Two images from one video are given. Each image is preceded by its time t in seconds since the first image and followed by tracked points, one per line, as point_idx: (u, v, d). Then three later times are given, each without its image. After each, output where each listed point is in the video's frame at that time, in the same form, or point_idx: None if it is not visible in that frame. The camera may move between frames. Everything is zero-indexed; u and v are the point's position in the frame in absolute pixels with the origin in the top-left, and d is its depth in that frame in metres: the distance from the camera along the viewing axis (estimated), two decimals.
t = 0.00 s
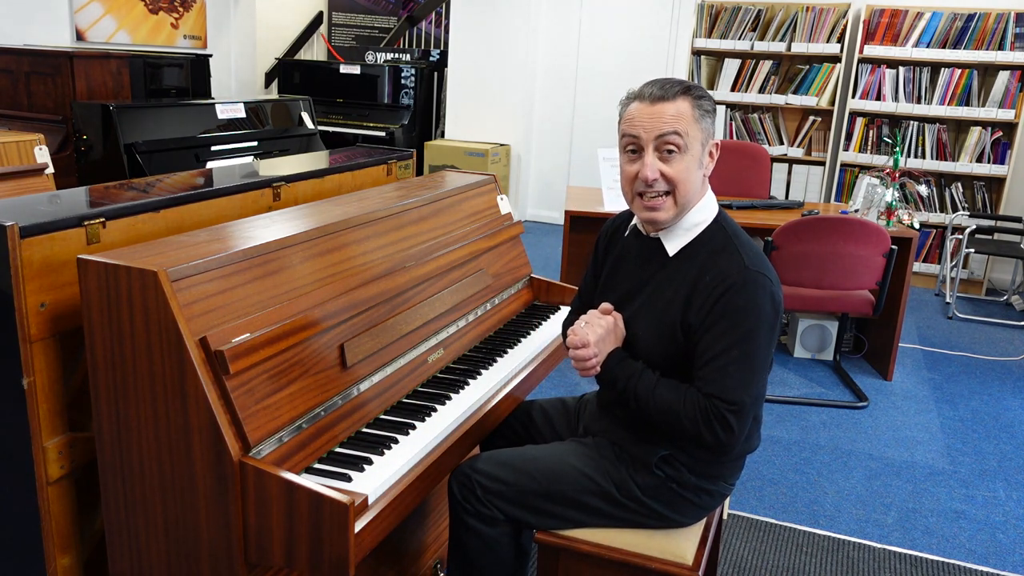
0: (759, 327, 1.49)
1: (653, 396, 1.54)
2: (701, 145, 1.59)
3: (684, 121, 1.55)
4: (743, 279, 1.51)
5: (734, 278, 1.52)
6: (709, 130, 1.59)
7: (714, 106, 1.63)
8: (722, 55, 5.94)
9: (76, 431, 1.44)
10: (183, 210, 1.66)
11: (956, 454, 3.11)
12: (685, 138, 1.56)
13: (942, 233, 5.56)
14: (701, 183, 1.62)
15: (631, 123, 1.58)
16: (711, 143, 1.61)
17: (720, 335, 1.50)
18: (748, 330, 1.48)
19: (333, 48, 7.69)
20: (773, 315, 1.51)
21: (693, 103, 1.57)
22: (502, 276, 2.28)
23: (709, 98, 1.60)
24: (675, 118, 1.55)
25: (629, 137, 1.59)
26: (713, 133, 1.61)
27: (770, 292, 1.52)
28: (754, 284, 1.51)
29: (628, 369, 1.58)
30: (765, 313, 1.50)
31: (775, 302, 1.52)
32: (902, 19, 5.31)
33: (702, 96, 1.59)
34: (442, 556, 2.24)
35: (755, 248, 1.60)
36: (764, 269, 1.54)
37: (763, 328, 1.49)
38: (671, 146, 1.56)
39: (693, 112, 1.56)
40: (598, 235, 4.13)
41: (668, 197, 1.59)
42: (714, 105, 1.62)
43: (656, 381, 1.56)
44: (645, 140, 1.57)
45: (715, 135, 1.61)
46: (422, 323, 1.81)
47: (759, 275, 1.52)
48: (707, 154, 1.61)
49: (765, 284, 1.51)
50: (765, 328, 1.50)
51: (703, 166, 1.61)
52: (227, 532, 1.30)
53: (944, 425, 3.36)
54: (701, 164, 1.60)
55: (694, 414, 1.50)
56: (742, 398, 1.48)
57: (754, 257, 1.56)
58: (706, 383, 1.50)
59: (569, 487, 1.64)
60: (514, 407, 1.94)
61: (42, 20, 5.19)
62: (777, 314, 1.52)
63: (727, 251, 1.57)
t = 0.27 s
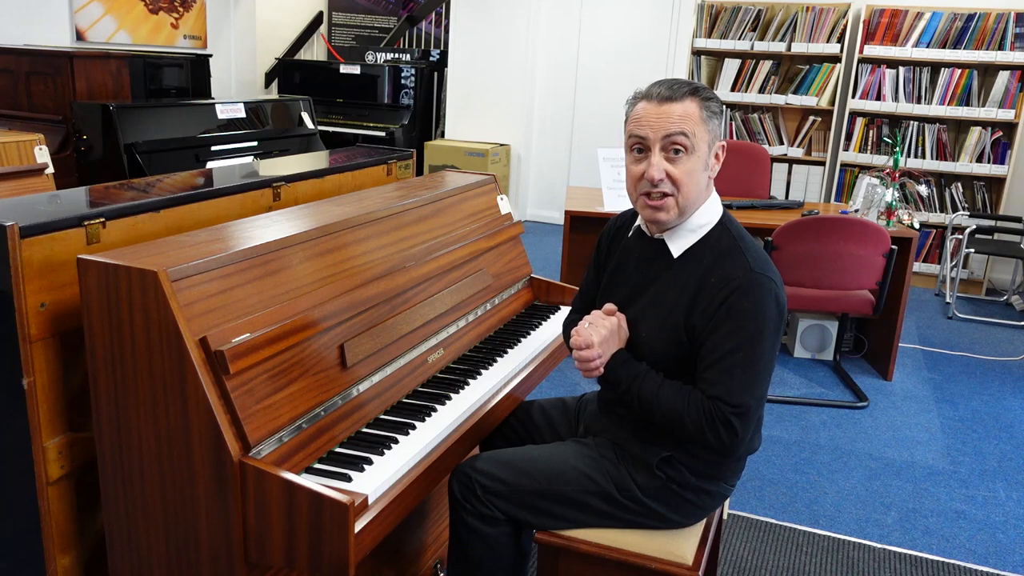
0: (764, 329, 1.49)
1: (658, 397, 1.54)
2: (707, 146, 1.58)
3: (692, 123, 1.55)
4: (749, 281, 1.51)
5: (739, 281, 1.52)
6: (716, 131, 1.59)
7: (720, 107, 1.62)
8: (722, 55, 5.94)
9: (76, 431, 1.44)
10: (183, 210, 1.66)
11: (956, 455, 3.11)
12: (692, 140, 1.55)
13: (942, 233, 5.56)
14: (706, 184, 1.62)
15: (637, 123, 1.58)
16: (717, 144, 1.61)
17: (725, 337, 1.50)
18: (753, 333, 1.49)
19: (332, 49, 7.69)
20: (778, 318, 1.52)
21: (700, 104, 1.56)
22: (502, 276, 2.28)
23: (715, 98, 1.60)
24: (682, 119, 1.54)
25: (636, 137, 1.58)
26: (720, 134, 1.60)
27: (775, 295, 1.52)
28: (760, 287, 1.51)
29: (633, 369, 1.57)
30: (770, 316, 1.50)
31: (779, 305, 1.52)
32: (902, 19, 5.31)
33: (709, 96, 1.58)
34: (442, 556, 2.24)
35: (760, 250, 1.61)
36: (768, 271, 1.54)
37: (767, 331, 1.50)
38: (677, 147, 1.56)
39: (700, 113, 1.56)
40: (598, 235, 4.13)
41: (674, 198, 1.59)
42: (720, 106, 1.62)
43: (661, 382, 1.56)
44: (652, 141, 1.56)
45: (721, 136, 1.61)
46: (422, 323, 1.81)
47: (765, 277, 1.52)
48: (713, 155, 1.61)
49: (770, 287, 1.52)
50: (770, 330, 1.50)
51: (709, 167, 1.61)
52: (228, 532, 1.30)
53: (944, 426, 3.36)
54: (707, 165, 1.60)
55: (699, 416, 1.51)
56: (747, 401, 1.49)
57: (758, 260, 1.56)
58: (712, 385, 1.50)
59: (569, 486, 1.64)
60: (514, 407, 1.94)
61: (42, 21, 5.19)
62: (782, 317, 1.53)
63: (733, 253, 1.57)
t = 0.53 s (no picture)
0: (761, 336, 1.49)
1: (645, 397, 1.56)
2: (716, 165, 1.54)
3: (702, 145, 1.50)
4: (752, 290, 1.50)
5: (743, 290, 1.51)
6: (725, 148, 1.54)
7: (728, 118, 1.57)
8: (722, 56, 5.94)
9: (76, 431, 1.44)
10: (183, 210, 1.66)
11: (956, 454, 3.11)
12: (703, 162, 1.51)
13: (942, 233, 5.56)
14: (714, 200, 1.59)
15: (644, 144, 1.52)
16: (726, 160, 1.57)
17: (721, 341, 1.50)
18: (749, 339, 1.48)
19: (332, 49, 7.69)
20: (777, 326, 1.51)
21: (710, 124, 1.51)
22: (502, 277, 2.28)
23: (724, 113, 1.54)
24: (693, 143, 1.49)
25: (644, 159, 1.53)
26: (728, 149, 1.56)
27: (776, 303, 1.51)
28: (760, 295, 1.50)
29: (621, 370, 1.59)
30: (770, 325, 1.50)
31: (779, 314, 1.51)
32: (902, 19, 5.31)
33: (719, 112, 1.53)
34: (442, 556, 2.24)
35: (766, 258, 1.60)
36: (772, 280, 1.54)
37: (764, 338, 1.49)
38: (688, 170, 1.51)
39: (710, 134, 1.50)
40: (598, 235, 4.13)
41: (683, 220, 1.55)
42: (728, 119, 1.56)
43: (648, 383, 1.57)
44: (661, 164, 1.51)
45: (729, 151, 1.57)
46: (422, 324, 1.81)
47: (768, 288, 1.51)
48: (721, 171, 1.57)
49: (773, 298, 1.51)
50: (767, 338, 1.50)
51: (717, 184, 1.57)
52: (227, 532, 1.30)
53: (944, 425, 3.36)
54: (716, 182, 1.56)
55: (681, 418, 1.52)
56: (731, 406, 1.49)
57: (765, 270, 1.55)
58: (702, 388, 1.50)
59: (568, 485, 1.64)
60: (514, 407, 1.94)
61: (42, 21, 5.19)
62: (781, 326, 1.52)
63: (738, 259, 1.56)
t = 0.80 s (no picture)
0: (763, 334, 1.49)
1: (647, 397, 1.55)
2: (695, 159, 1.52)
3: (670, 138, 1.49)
4: (754, 287, 1.50)
5: (745, 288, 1.51)
6: (708, 144, 1.52)
7: (723, 116, 1.54)
8: (722, 55, 5.94)
9: (76, 431, 1.44)
10: (183, 210, 1.66)
11: (956, 454, 3.11)
12: (671, 157, 1.50)
13: (942, 233, 5.56)
14: (699, 197, 1.56)
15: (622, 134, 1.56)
16: (712, 157, 1.54)
17: (723, 339, 1.50)
18: (751, 337, 1.48)
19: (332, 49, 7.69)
20: (780, 324, 1.51)
21: (688, 117, 1.50)
22: (502, 276, 2.28)
23: (713, 109, 1.52)
24: (665, 134, 1.50)
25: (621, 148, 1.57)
26: (714, 146, 1.53)
27: (778, 301, 1.51)
28: (762, 292, 1.50)
29: (623, 371, 1.59)
30: (773, 323, 1.49)
31: (782, 311, 1.51)
32: (902, 19, 5.31)
33: (705, 108, 1.51)
34: (442, 556, 2.24)
35: (770, 256, 1.59)
36: (774, 279, 1.53)
37: (766, 336, 1.49)
38: (655, 164, 1.52)
39: (686, 127, 1.50)
40: (598, 235, 4.13)
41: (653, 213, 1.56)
42: (720, 117, 1.53)
43: (649, 383, 1.57)
44: (632, 155, 1.54)
45: (718, 149, 1.54)
46: (422, 323, 1.81)
47: (771, 286, 1.51)
48: (705, 168, 1.54)
49: (776, 296, 1.51)
50: (769, 336, 1.49)
51: (700, 181, 1.55)
52: (227, 532, 1.30)
53: (944, 425, 3.36)
54: (694, 180, 1.54)
55: (683, 417, 1.52)
56: (734, 405, 1.48)
57: (767, 268, 1.55)
58: (704, 386, 1.50)
59: (570, 490, 1.64)
60: (514, 408, 1.94)
61: (42, 21, 5.19)
62: (784, 324, 1.52)
63: (740, 257, 1.55)
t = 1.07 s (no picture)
0: (721, 327, 1.46)
1: (614, 394, 1.57)
2: (651, 145, 1.56)
3: (628, 121, 1.57)
4: (710, 280, 1.48)
5: (701, 280, 1.48)
6: (662, 131, 1.54)
7: (691, 108, 1.53)
8: (722, 55, 5.94)
9: (76, 431, 1.44)
10: (183, 209, 1.66)
11: (956, 454, 3.11)
12: (628, 139, 1.58)
13: (942, 233, 5.56)
14: (661, 184, 1.59)
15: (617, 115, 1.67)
16: (669, 146, 1.55)
17: (679, 332, 1.49)
18: (706, 330, 1.46)
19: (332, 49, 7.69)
20: (742, 318, 1.47)
21: (648, 103, 1.56)
22: (502, 277, 2.28)
23: (676, 100, 1.53)
24: (625, 116, 1.58)
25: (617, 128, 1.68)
26: (671, 135, 1.54)
27: (738, 294, 1.47)
28: (718, 284, 1.47)
29: (596, 378, 1.60)
30: (731, 314, 1.46)
31: (743, 303, 1.47)
32: (902, 19, 5.31)
33: (667, 97, 1.54)
34: (442, 556, 2.23)
35: (745, 250, 1.55)
36: (738, 272, 1.49)
37: (724, 330, 1.46)
38: (620, 145, 1.61)
39: (642, 112, 1.56)
40: (598, 235, 4.13)
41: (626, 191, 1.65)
42: (687, 106, 1.53)
43: (617, 382, 1.59)
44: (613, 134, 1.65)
45: (675, 138, 1.54)
46: (422, 323, 1.81)
47: (729, 277, 1.47)
48: (662, 156, 1.56)
49: (734, 286, 1.47)
50: (728, 329, 1.46)
51: (658, 167, 1.58)
52: (227, 532, 1.30)
53: (944, 425, 3.36)
54: (653, 165, 1.58)
55: (644, 412, 1.52)
56: (691, 399, 1.47)
57: (733, 258, 1.51)
58: (662, 381, 1.50)
59: (568, 502, 1.63)
60: (514, 408, 1.94)
61: (42, 21, 5.19)
62: (747, 316, 1.47)
63: (706, 251, 1.53)
